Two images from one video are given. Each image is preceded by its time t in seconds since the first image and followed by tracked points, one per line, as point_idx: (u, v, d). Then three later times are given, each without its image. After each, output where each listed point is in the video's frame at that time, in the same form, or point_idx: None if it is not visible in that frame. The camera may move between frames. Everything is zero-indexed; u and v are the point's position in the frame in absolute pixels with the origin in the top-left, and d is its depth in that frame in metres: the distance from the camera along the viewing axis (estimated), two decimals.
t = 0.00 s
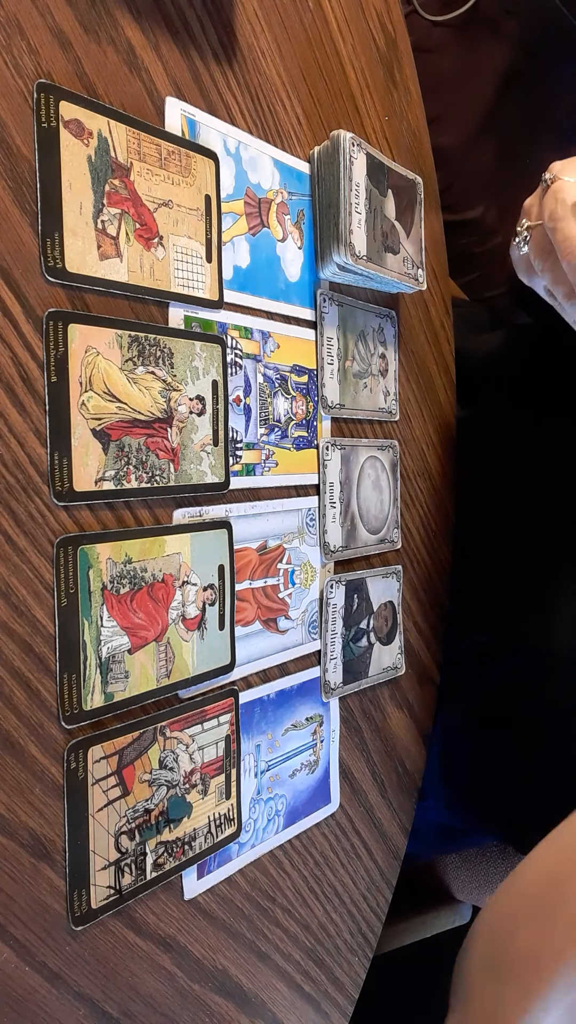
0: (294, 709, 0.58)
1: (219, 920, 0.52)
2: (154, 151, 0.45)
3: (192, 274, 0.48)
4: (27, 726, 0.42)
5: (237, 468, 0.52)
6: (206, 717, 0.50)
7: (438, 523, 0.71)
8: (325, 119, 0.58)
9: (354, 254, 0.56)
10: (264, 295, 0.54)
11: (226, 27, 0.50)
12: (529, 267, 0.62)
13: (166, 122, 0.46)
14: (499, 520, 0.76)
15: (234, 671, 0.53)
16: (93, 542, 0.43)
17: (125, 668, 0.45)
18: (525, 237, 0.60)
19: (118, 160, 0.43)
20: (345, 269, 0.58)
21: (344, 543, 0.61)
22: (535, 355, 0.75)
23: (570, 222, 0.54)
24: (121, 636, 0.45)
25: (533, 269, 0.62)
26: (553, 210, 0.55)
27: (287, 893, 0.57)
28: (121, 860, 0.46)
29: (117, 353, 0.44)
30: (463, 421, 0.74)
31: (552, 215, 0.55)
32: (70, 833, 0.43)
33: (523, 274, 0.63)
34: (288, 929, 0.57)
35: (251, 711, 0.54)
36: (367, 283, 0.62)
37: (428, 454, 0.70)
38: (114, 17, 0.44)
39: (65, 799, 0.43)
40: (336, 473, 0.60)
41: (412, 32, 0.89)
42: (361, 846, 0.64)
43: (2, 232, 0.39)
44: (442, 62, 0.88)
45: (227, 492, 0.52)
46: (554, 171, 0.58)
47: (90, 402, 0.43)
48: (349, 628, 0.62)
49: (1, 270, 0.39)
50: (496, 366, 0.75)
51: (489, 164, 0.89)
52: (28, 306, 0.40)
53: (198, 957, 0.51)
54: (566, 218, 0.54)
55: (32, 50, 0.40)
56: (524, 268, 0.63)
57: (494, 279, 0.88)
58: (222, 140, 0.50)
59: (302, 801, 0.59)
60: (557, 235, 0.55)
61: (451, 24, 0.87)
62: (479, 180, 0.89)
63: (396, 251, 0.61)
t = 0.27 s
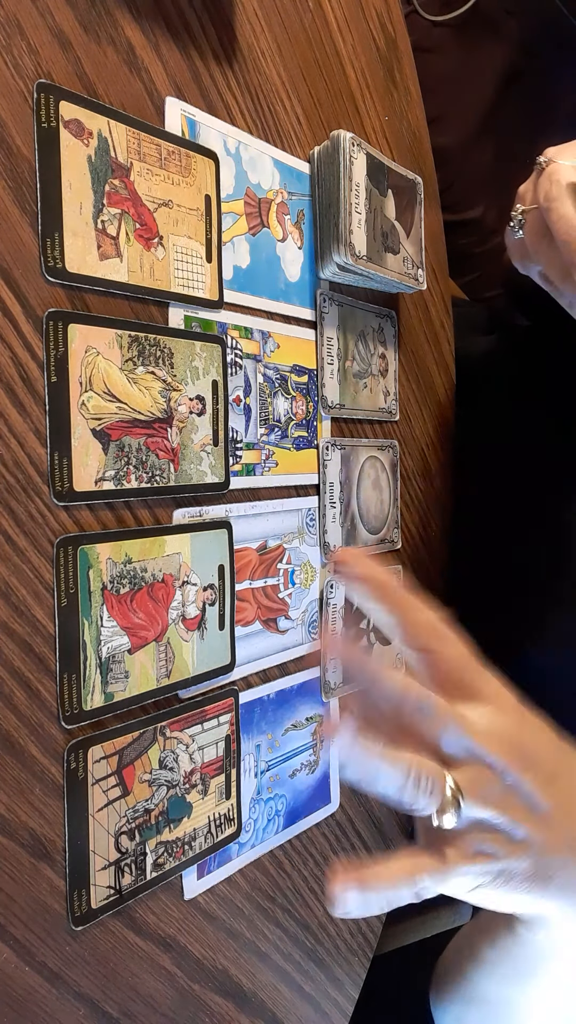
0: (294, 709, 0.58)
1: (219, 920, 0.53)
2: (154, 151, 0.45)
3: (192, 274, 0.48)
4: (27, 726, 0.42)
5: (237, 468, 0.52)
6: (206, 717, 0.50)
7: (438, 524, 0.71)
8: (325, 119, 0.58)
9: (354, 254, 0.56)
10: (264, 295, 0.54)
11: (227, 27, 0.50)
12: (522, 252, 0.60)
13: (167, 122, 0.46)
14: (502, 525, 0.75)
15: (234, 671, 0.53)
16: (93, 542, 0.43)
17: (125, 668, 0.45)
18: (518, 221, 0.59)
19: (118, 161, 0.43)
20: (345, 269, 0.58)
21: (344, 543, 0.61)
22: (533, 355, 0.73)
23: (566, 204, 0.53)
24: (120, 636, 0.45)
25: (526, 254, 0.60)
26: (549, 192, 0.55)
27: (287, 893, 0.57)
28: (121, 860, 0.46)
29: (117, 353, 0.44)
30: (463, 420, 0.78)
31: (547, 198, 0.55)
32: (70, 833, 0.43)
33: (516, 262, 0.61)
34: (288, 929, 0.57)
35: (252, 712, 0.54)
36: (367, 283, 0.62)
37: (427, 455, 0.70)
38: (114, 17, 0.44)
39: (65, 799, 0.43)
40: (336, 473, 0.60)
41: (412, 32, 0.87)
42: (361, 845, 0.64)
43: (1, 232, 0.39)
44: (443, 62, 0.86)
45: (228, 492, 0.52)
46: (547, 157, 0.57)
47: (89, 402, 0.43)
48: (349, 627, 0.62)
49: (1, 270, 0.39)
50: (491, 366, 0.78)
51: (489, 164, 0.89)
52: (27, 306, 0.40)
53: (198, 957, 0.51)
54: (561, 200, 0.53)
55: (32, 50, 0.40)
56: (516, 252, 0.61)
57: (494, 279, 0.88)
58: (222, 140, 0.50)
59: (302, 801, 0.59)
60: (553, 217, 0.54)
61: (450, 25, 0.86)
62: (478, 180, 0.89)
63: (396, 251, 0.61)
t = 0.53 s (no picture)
0: (295, 709, 0.58)
1: (219, 920, 0.52)
2: (154, 151, 0.45)
3: (192, 274, 0.48)
4: (26, 726, 0.42)
5: (237, 468, 0.52)
6: (206, 717, 0.50)
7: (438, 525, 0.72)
8: (325, 119, 0.58)
9: (354, 254, 0.56)
10: (264, 295, 0.54)
11: (227, 27, 0.50)
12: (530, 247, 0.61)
13: (167, 122, 0.46)
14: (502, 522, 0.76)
15: (234, 671, 0.53)
16: (93, 542, 0.43)
17: (125, 668, 0.45)
18: (527, 215, 0.59)
19: (118, 161, 0.43)
20: (345, 268, 0.58)
21: (344, 543, 0.61)
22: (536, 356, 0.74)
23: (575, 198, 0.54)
24: (120, 636, 0.45)
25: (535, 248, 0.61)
26: (558, 187, 0.55)
27: (287, 893, 0.57)
28: (121, 860, 0.46)
29: (116, 353, 0.44)
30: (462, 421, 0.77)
31: (557, 192, 0.55)
32: (70, 832, 0.43)
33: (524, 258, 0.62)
34: (288, 929, 0.57)
35: (252, 712, 0.54)
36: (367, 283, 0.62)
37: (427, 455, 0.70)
38: (114, 17, 0.44)
39: (65, 799, 0.43)
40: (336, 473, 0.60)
41: (412, 32, 0.88)
42: (361, 845, 0.64)
43: (1, 232, 0.39)
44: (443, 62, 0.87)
45: (227, 492, 0.52)
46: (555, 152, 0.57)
47: (89, 402, 0.43)
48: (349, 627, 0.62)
49: (1, 270, 0.39)
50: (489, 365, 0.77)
51: (489, 164, 0.89)
52: (27, 305, 0.40)
53: (198, 957, 0.51)
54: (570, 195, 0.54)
55: (32, 50, 0.40)
56: (524, 248, 0.61)
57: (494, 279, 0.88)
58: (222, 140, 0.50)
59: (302, 801, 0.59)
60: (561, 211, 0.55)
61: (450, 24, 0.87)
62: (478, 180, 0.89)
63: (395, 251, 0.61)
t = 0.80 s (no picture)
0: (295, 709, 0.58)
1: (219, 920, 0.52)
2: (154, 151, 0.45)
3: (192, 274, 0.48)
4: (27, 726, 0.42)
5: (237, 468, 0.52)
6: (206, 717, 0.50)
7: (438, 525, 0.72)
8: (325, 119, 0.58)
9: (354, 254, 0.56)
10: (264, 295, 0.54)
11: (226, 27, 0.50)
12: (538, 226, 0.59)
13: (167, 122, 0.46)
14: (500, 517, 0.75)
15: (234, 671, 0.53)
16: (93, 542, 0.43)
17: (125, 668, 0.45)
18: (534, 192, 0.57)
19: (118, 160, 0.43)
20: (345, 268, 0.57)
21: (344, 542, 0.61)
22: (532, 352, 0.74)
23: None
24: (121, 636, 0.45)
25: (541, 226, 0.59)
26: (564, 161, 0.53)
27: (287, 893, 0.57)
28: (121, 860, 0.46)
29: (117, 353, 0.44)
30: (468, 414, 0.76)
31: (562, 167, 0.53)
32: (70, 832, 0.43)
33: (531, 237, 0.60)
34: (288, 929, 0.57)
35: (252, 712, 0.54)
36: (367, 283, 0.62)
37: (427, 456, 0.70)
38: (114, 17, 0.44)
39: (65, 799, 0.43)
40: (336, 473, 0.60)
41: (412, 32, 0.89)
42: (362, 845, 0.64)
43: (2, 232, 0.39)
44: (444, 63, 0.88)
45: (227, 492, 0.52)
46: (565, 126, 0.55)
47: (90, 402, 0.43)
48: (349, 627, 0.62)
49: (1, 270, 0.39)
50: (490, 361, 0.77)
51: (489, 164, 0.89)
52: (28, 306, 0.40)
53: (198, 957, 0.51)
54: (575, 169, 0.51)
55: (32, 50, 0.40)
56: (533, 226, 0.60)
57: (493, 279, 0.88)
58: (222, 140, 0.50)
59: (302, 801, 0.59)
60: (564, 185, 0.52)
61: (450, 24, 0.87)
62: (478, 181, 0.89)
63: (395, 251, 0.61)
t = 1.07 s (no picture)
0: (295, 709, 0.58)
1: (219, 920, 0.53)
2: (154, 151, 0.45)
3: (192, 274, 0.48)
4: (27, 726, 0.42)
5: (237, 468, 0.52)
6: (206, 717, 0.50)
7: (438, 524, 0.71)
8: (325, 119, 0.58)
9: (354, 254, 0.56)
10: (264, 295, 0.54)
11: (226, 26, 0.50)
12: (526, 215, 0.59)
13: (167, 122, 0.46)
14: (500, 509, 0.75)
15: (234, 671, 0.53)
16: (93, 542, 0.43)
17: (125, 668, 0.45)
18: (522, 180, 0.57)
19: (118, 160, 0.43)
20: (345, 268, 0.57)
21: (344, 543, 0.61)
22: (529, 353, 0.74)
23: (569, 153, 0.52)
24: (121, 636, 0.45)
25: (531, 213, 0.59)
26: (552, 146, 0.53)
27: (287, 894, 0.57)
28: (121, 860, 0.46)
29: (117, 353, 0.44)
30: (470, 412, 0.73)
31: (550, 151, 0.53)
32: (70, 832, 0.43)
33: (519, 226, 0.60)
34: (288, 929, 0.57)
35: (252, 711, 0.54)
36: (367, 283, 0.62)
37: (427, 455, 0.70)
38: (114, 17, 0.44)
39: (65, 799, 0.43)
40: (336, 473, 0.60)
41: (413, 32, 0.90)
42: (362, 846, 0.64)
43: (2, 232, 0.39)
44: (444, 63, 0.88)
45: (227, 492, 0.52)
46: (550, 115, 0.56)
47: (89, 402, 0.43)
48: (349, 627, 0.62)
49: (1, 270, 0.39)
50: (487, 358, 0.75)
51: (489, 164, 0.89)
52: (27, 306, 0.40)
53: (198, 957, 0.51)
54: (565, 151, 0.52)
55: (32, 50, 0.40)
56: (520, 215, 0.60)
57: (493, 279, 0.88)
58: (222, 140, 0.50)
59: (302, 801, 0.59)
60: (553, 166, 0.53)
61: (450, 24, 0.88)
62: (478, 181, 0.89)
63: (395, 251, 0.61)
